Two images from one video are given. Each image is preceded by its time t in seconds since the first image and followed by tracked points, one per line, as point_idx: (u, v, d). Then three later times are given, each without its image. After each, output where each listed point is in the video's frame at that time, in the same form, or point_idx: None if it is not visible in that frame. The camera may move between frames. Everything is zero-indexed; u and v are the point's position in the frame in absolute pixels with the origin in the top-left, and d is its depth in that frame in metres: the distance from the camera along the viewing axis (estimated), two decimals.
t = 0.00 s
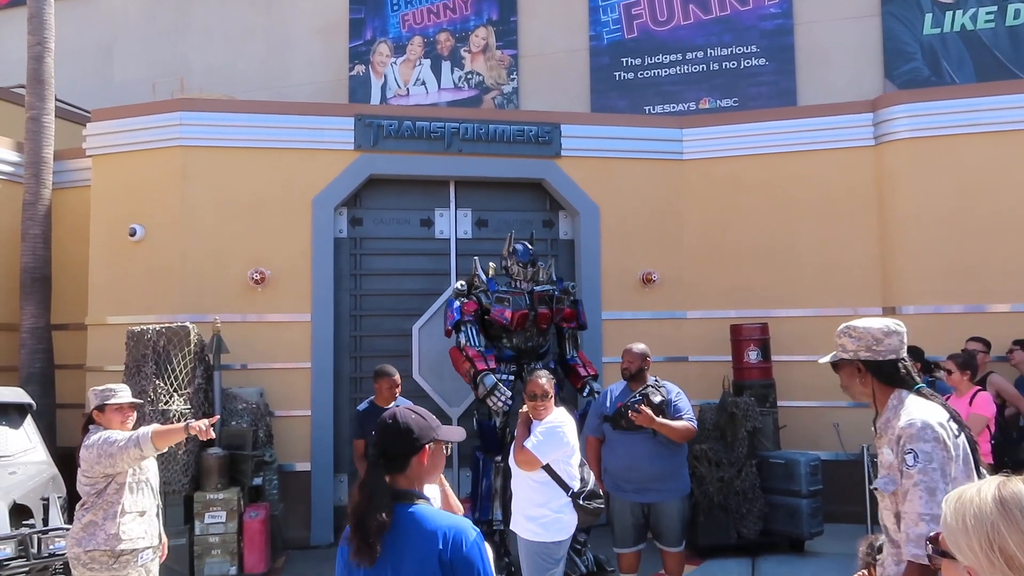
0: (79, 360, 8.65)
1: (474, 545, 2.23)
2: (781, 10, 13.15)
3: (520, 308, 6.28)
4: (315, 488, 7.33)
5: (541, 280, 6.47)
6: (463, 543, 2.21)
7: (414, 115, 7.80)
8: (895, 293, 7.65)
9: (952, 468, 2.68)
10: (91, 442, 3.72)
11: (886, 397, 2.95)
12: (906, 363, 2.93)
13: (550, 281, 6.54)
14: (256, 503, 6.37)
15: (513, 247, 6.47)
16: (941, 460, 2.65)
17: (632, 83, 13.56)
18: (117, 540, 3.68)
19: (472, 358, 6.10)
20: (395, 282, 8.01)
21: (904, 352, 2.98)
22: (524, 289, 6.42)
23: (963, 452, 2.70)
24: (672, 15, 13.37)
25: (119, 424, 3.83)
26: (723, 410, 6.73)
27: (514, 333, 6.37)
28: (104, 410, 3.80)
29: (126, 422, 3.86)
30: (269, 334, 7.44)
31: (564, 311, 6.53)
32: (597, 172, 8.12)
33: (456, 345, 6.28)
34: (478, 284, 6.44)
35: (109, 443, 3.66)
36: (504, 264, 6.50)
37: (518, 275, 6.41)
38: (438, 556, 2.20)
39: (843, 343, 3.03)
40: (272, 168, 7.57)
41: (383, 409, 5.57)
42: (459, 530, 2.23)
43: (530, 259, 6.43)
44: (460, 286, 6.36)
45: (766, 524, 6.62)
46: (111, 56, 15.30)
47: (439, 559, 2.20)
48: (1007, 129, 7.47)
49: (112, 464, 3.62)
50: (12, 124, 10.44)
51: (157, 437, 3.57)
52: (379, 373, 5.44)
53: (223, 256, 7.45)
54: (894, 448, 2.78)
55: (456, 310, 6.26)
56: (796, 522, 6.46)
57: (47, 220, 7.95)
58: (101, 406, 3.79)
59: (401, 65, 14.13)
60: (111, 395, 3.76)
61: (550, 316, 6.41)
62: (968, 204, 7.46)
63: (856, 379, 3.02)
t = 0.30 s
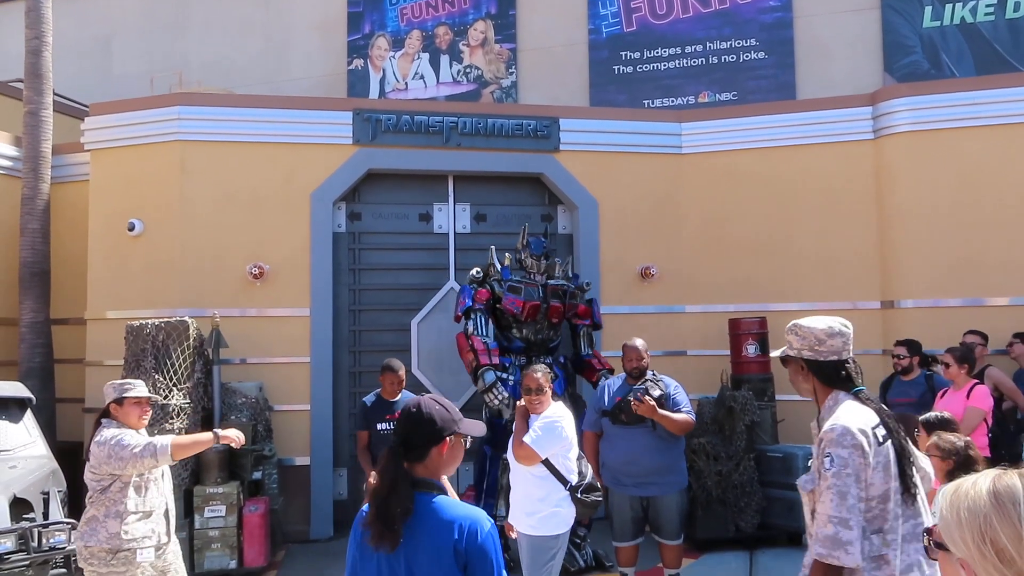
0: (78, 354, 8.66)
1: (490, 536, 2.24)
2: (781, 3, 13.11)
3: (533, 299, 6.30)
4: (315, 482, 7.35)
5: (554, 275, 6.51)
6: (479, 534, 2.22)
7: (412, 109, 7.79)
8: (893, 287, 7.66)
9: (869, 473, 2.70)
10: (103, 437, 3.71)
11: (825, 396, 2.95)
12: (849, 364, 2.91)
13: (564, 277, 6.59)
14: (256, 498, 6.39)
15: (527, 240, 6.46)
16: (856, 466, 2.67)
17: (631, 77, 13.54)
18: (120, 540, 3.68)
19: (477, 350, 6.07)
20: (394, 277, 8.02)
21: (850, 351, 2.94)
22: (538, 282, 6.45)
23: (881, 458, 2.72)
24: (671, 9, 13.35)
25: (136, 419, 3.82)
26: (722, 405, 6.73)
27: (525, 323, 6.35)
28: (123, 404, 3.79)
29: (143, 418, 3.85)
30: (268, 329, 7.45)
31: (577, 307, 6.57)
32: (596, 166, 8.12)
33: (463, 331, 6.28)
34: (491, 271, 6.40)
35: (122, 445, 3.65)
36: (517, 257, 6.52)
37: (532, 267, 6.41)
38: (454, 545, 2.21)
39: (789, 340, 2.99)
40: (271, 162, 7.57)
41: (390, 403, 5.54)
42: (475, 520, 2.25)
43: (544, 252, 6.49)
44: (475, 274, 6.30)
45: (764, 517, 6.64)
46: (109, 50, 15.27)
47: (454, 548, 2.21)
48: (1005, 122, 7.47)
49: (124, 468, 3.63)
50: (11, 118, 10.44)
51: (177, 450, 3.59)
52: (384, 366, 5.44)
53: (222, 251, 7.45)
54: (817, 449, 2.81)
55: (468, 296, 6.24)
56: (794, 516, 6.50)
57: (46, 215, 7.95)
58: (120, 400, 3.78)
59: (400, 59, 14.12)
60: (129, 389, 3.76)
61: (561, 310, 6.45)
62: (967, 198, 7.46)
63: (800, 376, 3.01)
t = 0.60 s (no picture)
0: (78, 351, 8.67)
1: (502, 536, 2.25)
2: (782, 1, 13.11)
3: (537, 292, 6.27)
4: (315, 479, 7.36)
5: (563, 272, 6.46)
6: (492, 533, 2.24)
7: (412, 106, 7.79)
8: (893, 286, 7.67)
9: (795, 468, 2.72)
10: (143, 438, 3.72)
11: (762, 389, 2.95)
12: (789, 359, 2.90)
13: (574, 275, 6.52)
14: (256, 495, 6.39)
15: (535, 235, 6.50)
16: (782, 459, 2.69)
17: (631, 75, 13.54)
18: (140, 542, 3.68)
19: (468, 344, 6.12)
20: (393, 274, 8.02)
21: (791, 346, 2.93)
22: (544, 277, 6.43)
23: (807, 454, 2.73)
24: (672, 7, 13.39)
25: (175, 423, 3.89)
26: (721, 403, 6.77)
27: (526, 316, 6.36)
28: (167, 406, 3.85)
29: (181, 423, 3.93)
30: (268, 326, 7.45)
31: (586, 304, 6.51)
32: (596, 164, 8.12)
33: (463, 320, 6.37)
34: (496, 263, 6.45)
35: (162, 454, 3.65)
36: (526, 251, 6.52)
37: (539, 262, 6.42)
38: (466, 543, 2.22)
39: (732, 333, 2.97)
40: (271, 159, 7.57)
41: (398, 399, 5.54)
42: (488, 520, 2.26)
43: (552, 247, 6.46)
44: (482, 265, 6.40)
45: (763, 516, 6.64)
46: (109, 46, 15.26)
47: (466, 546, 2.22)
48: (1006, 121, 7.46)
49: (159, 478, 3.64)
50: (10, 115, 10.44)
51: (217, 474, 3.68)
52: (391, 360, 5.45)
53: (223, 248, 7.46)
54: (746, 441, 2.83)
55: (472, 287, 6.36)
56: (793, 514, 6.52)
57: (46, 211, 7.95)
58: (165, 401, 3.84)
59: (400, 56, 14.12)
60: (174, 391, 3.85)
61: (566, 306, 6.38)
62: (967, 197, 7.46)
63: (741, 368, 3.00)
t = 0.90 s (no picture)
0: (76, 351, 8.66)
1: (497, 539, 2.22)
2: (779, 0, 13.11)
3: (532, 292, 6.32)
4: (313, 479, 7.36)
5: (558, 271, 6.45)
6: (487, 536, 2.21)
7: (410, 106, 7.78)
8: (891, 284, 7.67)
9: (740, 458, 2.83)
10: (173, 435, 3.70)
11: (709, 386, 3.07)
12: (732, 356, 3.03)
13: (569, 273, 6.53)
14: (254, 494, 6.38)
15: (530, 233, 6.50)
16: (730, 451, 2.79)
17: (629, 74, 13.54)
18: (166, 542, 3.67)
19: (459, 353, 6.19)
20: (391, 274, 8.01)
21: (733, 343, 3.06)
22: (538, 275, 6.44)
23: (751, 444, 2.86)
24: (670, 6, 13.39)
25: (217, 421, 3.90)
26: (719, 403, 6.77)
27: (520, 316, 6.34)
28: (213, 404, 3.87)
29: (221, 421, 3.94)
30: (266, 326, 7.45)
31: (582, 302, 6.50)
32: (594, 163, 8.12)
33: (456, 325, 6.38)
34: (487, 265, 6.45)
35: (185, 457, 3.61)
36: (521, 250, 6.52)
37: (534, 261, 6.41)
38: (460, 545, 2.21)
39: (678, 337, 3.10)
40: (269, 159, 7.56)
41: (399, 398, 5.54)
42: (483, 522, 2.23)
43: (547, 245, 6.47)
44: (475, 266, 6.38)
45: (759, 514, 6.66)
46: (106, 45, 15.22)
47: (460, 547, 2.21)
48: (1004, 120, 7.46)
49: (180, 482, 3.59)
50: (8, 114, 10.42)
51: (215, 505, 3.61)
52: (391, 359, 5.44)
53: (220, 247, 7.45)
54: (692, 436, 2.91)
55: (464, 289, 6.36)
56: (790, 513, 6.51)
57: (43, 211, 7.94)
58: (210, 399, 3.86)
59: (397, 55, 14.11)
60: (221, 390, 3.87)
61: (560, 305, 6.38)
62: (966, 196, 7.46)
63: (689, 368, 3.13)
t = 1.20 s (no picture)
0: (74, 350, 8.66)
1: (481, 538, 2.22)
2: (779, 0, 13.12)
3: (518, 295, 6.29)
4: (313, 479, 7.36)
5: (541, 269, 6.44)
6: (471, 534, 2.22)
7: (409, 105, 7.78)
8: (890, 285, 7.68)
9: (687, 456, 2.98)
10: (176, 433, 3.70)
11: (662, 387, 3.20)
12: (683, 359, 3.14)
13: (552, 271, 6.52)
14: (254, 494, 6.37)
15: (513, 235, 6.38)
16: (678, 451, 2.93)
17: (628, 74, 13.54)
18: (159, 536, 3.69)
19: (449, 366, 6.07)
20: (390, 274, 8.02)
21: (684, 348, 3.17)
22: (522, 277, 6.40)
23: (698, 443, 3.01)
24: (669, 5, 13.40)
25: (233, 418, 3.85)
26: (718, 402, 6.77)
27: (508, 320, 6.32)
28: (227, 402, 3.82)
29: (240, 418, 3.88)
30: (265, 325, 7.45)
31: (569, 297, 6.50)
32: (593, 163, 8.12)
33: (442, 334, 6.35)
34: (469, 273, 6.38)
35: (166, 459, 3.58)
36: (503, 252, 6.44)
37: (517, 262, 6.36)
38: (444, 544, 2.22)
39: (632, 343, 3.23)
40: (268, 159, 7.57)
41: (399, 399, 5.54)
42: (468, 520, 2.23)
43: (530, 247, 6.34)
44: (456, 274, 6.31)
45: (758, 514, 6.66)
46: (105, 44, 15.21)
47: (444, 546, 2.22)
48: (1003, 120, 7.47)
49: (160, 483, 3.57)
50: (6, 113, 10.41)
51: (176, 517, 3.48)
52: (391, 362, 5.43)
53: (219, 247, 7.45)
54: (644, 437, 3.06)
55: (449, 300, 6.28)
56: (789, 513, 6.52)
57: (42, 210, 7.93)
58: (225, 396, 3.81)
59: (397, 55, 14.11)
60: (235, 387, 3.80)
61: (546, 304, 6.36)
62: (964, 196, 7.47)
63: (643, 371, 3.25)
